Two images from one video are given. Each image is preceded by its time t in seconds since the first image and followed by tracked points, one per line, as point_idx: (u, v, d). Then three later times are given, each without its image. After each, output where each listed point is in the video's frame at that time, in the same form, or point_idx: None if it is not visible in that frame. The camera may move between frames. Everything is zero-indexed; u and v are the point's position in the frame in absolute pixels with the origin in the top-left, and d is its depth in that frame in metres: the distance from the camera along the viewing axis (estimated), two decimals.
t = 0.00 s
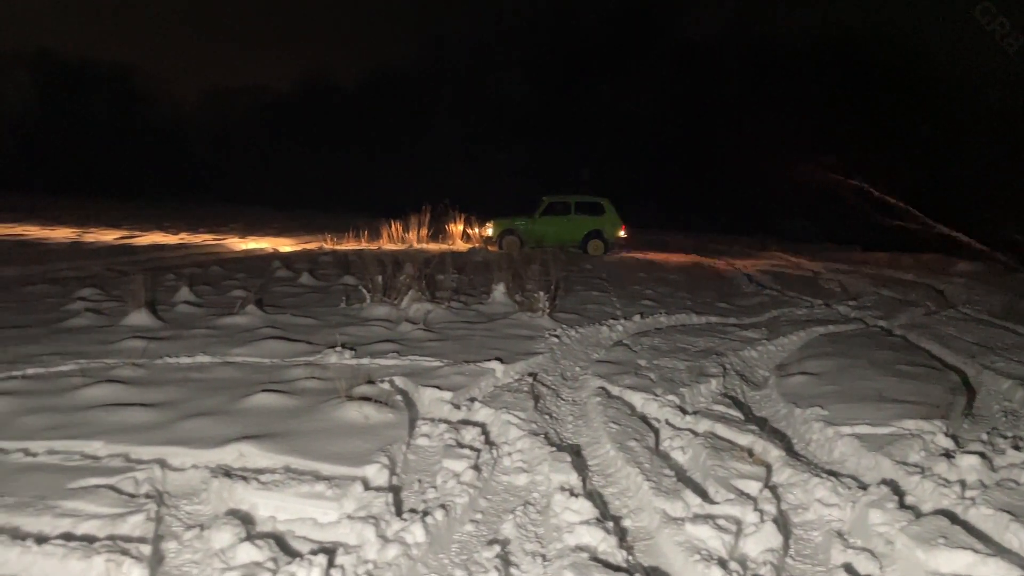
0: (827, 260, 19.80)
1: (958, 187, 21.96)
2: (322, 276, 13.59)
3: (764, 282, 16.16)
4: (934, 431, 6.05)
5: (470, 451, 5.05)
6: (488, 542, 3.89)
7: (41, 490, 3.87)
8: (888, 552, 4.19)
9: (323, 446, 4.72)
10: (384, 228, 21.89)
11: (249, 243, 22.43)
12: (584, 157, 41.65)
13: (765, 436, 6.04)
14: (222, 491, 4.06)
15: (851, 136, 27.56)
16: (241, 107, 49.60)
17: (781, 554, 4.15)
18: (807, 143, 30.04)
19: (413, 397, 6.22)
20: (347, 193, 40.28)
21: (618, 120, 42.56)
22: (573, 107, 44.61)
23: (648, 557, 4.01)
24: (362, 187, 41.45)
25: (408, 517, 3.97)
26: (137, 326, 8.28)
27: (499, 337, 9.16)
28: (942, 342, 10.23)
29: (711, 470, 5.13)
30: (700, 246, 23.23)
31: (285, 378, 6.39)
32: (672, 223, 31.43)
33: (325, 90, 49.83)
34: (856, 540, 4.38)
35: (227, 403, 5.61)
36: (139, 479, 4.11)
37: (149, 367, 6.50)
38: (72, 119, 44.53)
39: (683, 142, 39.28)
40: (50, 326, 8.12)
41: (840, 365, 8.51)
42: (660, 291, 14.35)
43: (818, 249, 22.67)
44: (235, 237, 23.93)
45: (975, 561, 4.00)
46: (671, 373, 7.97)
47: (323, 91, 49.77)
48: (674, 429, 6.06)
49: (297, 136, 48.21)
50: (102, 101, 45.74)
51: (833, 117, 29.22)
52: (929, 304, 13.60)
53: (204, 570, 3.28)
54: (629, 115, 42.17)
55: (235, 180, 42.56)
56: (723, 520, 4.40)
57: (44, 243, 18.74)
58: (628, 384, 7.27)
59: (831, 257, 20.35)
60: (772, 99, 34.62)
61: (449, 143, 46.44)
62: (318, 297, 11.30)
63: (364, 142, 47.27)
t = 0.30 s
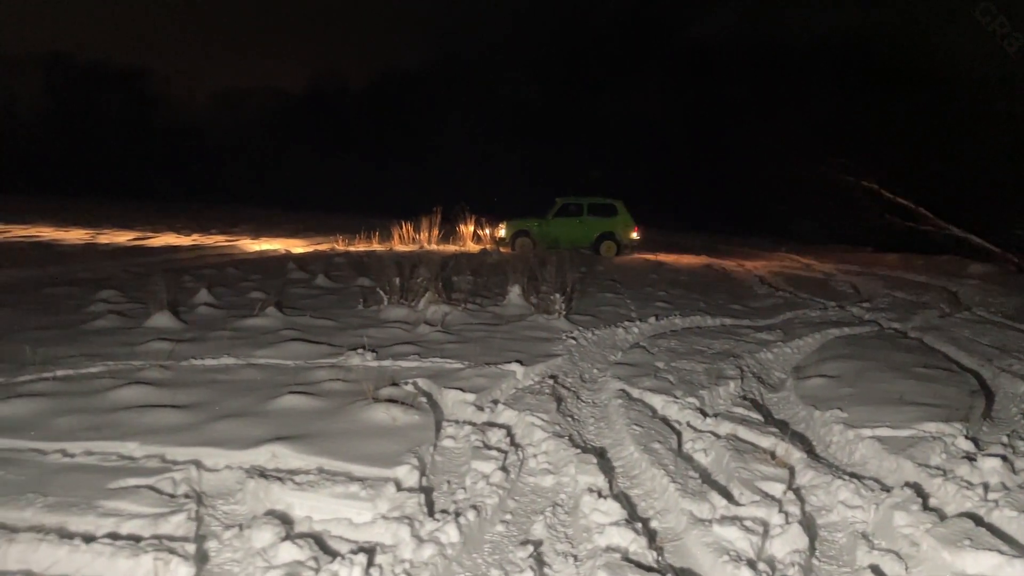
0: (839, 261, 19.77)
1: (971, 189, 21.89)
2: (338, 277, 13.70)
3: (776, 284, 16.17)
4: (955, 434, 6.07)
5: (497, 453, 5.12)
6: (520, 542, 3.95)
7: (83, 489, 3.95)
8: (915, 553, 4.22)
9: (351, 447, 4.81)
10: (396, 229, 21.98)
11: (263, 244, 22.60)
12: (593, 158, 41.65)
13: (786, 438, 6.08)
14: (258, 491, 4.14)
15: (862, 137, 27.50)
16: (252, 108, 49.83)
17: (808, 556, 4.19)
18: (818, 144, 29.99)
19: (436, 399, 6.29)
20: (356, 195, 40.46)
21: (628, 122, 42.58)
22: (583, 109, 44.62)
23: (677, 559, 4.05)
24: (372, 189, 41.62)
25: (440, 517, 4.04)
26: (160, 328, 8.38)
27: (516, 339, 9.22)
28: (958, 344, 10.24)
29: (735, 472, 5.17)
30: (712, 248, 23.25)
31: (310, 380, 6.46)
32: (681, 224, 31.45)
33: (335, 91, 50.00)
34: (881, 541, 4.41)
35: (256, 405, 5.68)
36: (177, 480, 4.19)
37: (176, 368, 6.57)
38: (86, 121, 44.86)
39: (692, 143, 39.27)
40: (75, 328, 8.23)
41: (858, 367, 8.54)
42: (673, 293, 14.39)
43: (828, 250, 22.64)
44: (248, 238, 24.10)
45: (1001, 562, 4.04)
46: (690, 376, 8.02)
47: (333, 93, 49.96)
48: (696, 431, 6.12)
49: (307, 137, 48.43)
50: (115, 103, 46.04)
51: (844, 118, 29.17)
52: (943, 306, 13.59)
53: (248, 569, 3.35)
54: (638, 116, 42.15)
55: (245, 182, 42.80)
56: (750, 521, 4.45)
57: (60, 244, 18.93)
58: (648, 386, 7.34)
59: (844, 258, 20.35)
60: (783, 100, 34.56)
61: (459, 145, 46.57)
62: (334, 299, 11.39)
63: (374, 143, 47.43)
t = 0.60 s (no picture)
0: (841, 262, 19.86)
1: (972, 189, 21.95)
2: (344, 278, 13.80)
3: (779, 285, 16.27)
4: (958, 431, 6.16)
5: (510, 449, 5.22)
6: (536, 535, 4.05)
7: (110, 484, 4.05)
8: (919, 547, 4.31)
9: (368, 443, 4.92)
10: (400, 230, 22.09)
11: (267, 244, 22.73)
12: (595, 159, 41.75)
13: (792, 436, 6.19)
14: (279, 486, 4.24)
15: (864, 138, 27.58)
16: (255, 110, 50.01)
17: (815, 549, 4.29)
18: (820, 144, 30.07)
19: (447, 397, 6.39)
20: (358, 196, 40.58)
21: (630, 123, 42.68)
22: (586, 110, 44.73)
23: (688, 552, 4.15)
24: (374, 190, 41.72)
25: (456, 511, 4.15)
26: (173, 328, 8.49)
27: (523, 338, 9.31)
28: (960, 343, 10.34)
29: (742, 468, 5.27)
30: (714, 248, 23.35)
31: (323, 379, 6.56)
32: (683, 225, 31.54)
33: (339, 93, 50.17)
34: (887, 535, 4.51)
35: (272, 402, 5.79)
36: (200, 475, 4.29)
37: (190, 368, 6.66)
38: (89, 122, 45.04)
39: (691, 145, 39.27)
40: (90, 327, 8.35)
41: (862, 367, 8.63)
42: (676, 294, 14.49)
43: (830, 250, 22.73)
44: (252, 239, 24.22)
45: (1005, 554, 4.13)
46: (696, 375, 8.12)
47: (336, 95, 50.11)
48: (703, 428, 6.21)
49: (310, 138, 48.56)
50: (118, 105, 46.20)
51: (846, 119, 29.26)
52: (945, 306, 13.68)
53: (275, 560, 3.45)
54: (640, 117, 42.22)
55: (248, 182, 42.91)
56: (758, 515, 4.56)
57: (67, 245, 19.07)
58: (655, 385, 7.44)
59: (845, 259, 20.45)
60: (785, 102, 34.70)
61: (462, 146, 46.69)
62: (342, 299, 11.49)
63: (376, 144, 47.54)
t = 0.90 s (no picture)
0: (834, 260, 20.05)
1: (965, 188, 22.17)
2: (343, 275, 13.91)
3: (773, 282, 16.47)
4: (950, 422, 6.32)
5: (514, 439, 5.35)
6: (542, 520, 4.18)
7: (126, 472, 4.15)
8: (912, 531, 4.45)
9: (376, 434, 5.04)
10: (397, 229, 22.18)
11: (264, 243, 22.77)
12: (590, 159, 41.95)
13: (788, 427, 6.33)
14: (291, 474, 4.36)
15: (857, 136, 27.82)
16: (249, 110, 49.99)
17: (811, 533, 4.41)
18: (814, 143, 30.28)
19: (450, 390, 6.52)
20: (353, 195, 40.64)
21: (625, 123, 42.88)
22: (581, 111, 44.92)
23: (689, 537, 4.27)
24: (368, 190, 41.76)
25: (463, 498, 4.27)
26: (177, 324, 8.57)
27: (522, 334, 9.44)
28: (952, 338, 10.53)
29: (740, 457, 5.40)
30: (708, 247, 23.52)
31: (328, 373, 6.68)
32: (677, 224, 31.72)
33: (334, 92, 50.20)
34: (881, 521, 4.63)
35: (280, 395, 5.90)
36: (213, 463, 4.40)
37: (197, 363, 6.76)
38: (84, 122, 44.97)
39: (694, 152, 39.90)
40: (94, 325, 8.41)
41: (855, 361, 8.78)
42: (672, 291, 14.65)
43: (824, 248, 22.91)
44: (248, 238, 24.25)
45: (994, 536, 4.27)
46: (694, 369, 8.28)
47: (330, 95, 50.19)
48: (701, 420, 6.35)
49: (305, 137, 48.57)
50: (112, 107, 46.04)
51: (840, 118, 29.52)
52: (936, 303, 13.89)
53: (291, 544, 3.56)
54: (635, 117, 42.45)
55: (243, 181, 42.91)
56: (757, 502, 4.69)
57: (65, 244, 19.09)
58: (654, 378, 7.60)
59: (838, 257, 20.64)
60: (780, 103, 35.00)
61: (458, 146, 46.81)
62: (342, 296, 11.58)
63: (371, 143, 47.59)
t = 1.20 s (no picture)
0: (820, 260, 20.28)
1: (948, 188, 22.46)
2: (335, 276, 13.94)
3: (759, 282, 16.67)
4: (934, 418, 6.48)
5: (511, 437, 5.45)
6: (542, 515, 4.28)
7: (133, 471, 4.21)
8: (899, 524, 4.59)
9: (377, 432, 5.13)
10: (386, 229, 22.23)
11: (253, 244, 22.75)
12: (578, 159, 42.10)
13: (778, 424, 6.46)
14: (294, 471, 4.44)
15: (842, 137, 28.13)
16: (236, 109, 49.78)
17: (802, 526, 4.54)
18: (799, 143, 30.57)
19: (445, 389, 6.61)
20: (341, 195, 40.55)
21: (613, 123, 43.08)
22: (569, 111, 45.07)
23: (684, 531, 4.38)
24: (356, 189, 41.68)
25: (463, 493, 4.37)
26: (172, 325, 8.60)
27: (515, 333, 9.55)
28: (935, 337, 10.73)
29: (731, 454, 5.53)
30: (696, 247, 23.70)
31: (325, 372, 6.75)
32: (665, 225, 31.91)
33: (321, 92, 50.08)
34: (869, 514, 4.77)
35: (279, 395, 5.98)
36: (217, 461, 4.47)
37: (195, 363, 6.82)
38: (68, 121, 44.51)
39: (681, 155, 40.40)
40: (88, 326, 8.42)
41: (841, 359, 8.95)
42: (661, 291, 14.80)
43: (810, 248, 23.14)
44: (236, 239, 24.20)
45: (979, 528, 4.41)
46: (684, 368, 8.42)
47: (318, 95, 50.07)
48: (693, 418, 6.47)
49: (292, 137, 48.42)
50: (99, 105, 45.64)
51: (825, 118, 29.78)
52: (920, 302, 14.11)
53: (298, 538, 3.64)
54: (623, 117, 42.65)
55: (230, 181, 42.69)
56: (748, 496, 4.82)
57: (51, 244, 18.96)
58: (645, 377, 7.72)
59: (823, 257, 20.90)
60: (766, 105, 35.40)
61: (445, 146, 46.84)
62: (334, 297, 11.63)
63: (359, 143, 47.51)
